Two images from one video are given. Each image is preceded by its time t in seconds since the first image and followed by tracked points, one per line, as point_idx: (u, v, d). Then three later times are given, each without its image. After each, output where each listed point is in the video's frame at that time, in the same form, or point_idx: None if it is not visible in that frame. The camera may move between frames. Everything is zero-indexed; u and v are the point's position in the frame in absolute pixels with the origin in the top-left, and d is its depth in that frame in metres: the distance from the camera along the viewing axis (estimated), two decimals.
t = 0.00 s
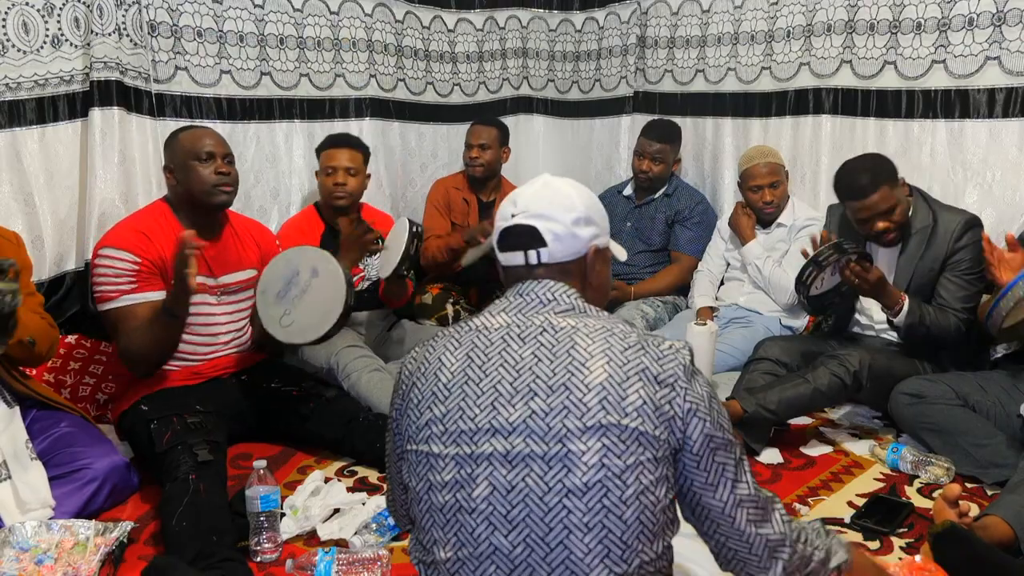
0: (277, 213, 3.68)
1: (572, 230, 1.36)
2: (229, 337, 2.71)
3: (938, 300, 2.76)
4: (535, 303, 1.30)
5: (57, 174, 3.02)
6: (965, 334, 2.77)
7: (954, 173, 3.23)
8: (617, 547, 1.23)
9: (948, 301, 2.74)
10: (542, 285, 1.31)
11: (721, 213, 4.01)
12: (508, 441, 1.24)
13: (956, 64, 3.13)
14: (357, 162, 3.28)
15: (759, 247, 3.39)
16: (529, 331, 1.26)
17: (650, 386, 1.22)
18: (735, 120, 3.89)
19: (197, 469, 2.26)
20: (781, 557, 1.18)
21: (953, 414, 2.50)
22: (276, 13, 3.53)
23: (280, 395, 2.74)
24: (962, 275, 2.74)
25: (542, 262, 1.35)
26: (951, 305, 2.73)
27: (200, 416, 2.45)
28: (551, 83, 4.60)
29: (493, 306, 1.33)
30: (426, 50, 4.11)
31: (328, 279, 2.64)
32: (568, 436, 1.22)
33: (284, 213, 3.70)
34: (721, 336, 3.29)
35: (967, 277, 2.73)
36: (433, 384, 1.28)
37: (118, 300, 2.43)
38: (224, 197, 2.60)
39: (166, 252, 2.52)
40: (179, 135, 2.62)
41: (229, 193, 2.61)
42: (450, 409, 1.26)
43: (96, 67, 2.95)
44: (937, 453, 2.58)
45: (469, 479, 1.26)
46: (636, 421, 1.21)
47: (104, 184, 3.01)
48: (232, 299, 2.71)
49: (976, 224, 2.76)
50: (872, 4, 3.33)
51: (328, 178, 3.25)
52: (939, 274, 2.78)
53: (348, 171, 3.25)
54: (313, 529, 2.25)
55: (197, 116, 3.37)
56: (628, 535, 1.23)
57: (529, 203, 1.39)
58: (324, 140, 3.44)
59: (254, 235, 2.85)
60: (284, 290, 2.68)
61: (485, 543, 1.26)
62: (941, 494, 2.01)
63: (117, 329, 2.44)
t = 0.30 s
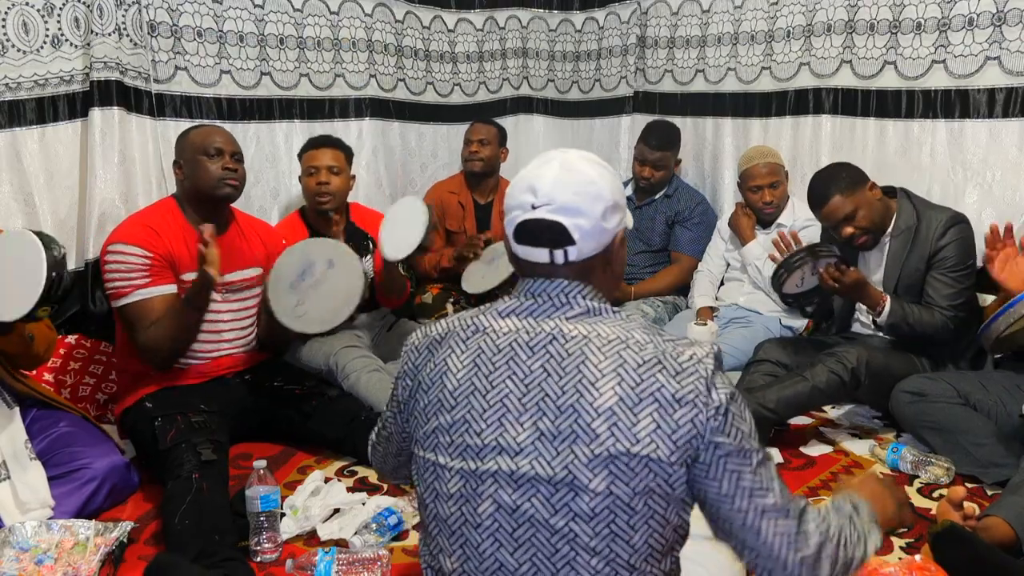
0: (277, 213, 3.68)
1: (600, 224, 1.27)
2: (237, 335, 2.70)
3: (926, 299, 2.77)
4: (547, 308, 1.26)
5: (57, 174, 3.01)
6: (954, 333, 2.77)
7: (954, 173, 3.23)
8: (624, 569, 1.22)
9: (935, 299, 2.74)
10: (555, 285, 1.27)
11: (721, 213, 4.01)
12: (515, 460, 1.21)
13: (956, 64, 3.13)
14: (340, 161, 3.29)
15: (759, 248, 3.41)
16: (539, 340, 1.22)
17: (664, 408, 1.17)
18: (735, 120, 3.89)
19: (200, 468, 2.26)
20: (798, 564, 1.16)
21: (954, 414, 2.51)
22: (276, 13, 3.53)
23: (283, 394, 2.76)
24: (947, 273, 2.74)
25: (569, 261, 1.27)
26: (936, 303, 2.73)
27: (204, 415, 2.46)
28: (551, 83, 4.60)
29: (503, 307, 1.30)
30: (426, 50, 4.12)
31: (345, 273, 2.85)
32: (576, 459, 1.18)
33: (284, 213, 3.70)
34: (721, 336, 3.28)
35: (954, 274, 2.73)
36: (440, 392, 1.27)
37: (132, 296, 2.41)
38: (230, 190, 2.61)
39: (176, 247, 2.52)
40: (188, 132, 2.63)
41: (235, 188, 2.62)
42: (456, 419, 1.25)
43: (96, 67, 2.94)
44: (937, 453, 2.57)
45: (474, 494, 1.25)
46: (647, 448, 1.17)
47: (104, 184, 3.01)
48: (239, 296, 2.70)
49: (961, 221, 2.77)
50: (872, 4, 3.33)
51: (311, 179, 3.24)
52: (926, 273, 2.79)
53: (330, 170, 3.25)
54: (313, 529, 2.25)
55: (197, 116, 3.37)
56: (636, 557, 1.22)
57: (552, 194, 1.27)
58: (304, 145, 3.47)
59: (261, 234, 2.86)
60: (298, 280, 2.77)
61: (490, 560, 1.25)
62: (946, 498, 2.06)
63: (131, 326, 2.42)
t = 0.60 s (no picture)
0: (277, 213, 3.68)
1: (637, 242, 1.22)
2: (237, 336, 2.72)
3: (921, 303, 2.78)
4: (559, 324, 1.19)
5: (57, 174, 3.01)
6: (947, 338, 2.79)
7: (954, 173, 3.23)
8: None
9: (931, 304, 2.75)
10: (574, 305, 1.20)
11: (721, 213, 4.01)
12: (503, 477, 1.17)
13: (956, 64, 3.13)
14: (345, 162, 3.29)
15: (758, 248, 3.41)
16: (547, 357, 1.16)
17: (664, 449, 1.10)
18: (735, 120, 3.89)
19: (199, 469, 2.26)
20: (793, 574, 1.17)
21: (954, 413, 2.51)
22: (276, 13, 3.53)
23: (282, 394, 2.75)
24: (945, 278, 2.75)
25: (611, 283, 1.22)
26: (930, 307, 2.75)
27: (204, 416, 2.46)
28: (551, 83, 4.60)
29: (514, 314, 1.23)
30: (426, 50, 4.12)
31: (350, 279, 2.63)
32: (566, 485, 1.13)
33: (284, 213, 3.70)
34: (721, 336, 3.28)
35: (951, 280, 2.74)
36: (440, 395, 1.23)
37: (132, 296, 2.42)
38: (227, 193, 2.59)
39: (177, 247, 2.51)
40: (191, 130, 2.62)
41: (231, 191, 2.60)
42: (451, 426, 1.21)
43: (96, 67, 2.95)
44: (938, 453, 2.57)
45: (461, 505, 1.21)
46: (637, 490, 1.10)
47: (104, 184, 3.01)
48: (239, 297, 2.70)
49: (962, 226, 2.78)
50: (872, 4, 3.33)
51: (316, 180, 3.24)
52: (924, 277, 2.79)
53: (335, 172, 3.25)
54: (313, 529, 2.25)
55: (197, 116, 3.37)
56: None
57: (591, 222, 1.18)
58: (309, 145, 3.47)
59: (261, 234, 2.84)
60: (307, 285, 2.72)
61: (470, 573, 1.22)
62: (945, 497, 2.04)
63: (130, 324, 2.44)
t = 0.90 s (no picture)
0: (277, 213, 3.68)
1: (702, 253, 1.13)
2: (230, 339, 2.71)
3: (926, 309, 2.79)
4: (595, 357, 1.06)
5: (57, 174, 3.01)
6: (948, 346, 2.79)
7: (954, 173, 3.23)
8: None
9: (934, 311, 2.76)
10: (617, 331, 1.08)
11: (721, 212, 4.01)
12: (514, 519, 1.06)
13: (956, 64, 3.13)
14: (366, 162, 3.29)
15: (759, 248, 3.41)
16: (575, 396, 1.04)
17: (688, 528, 0.97)
18: (734, 120, 3.89)
19: (197, 469, 2.26)
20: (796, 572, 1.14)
21: (953, 414, 2.51)
22: (276, 12, 3.53)
23: (281, 395, 2.75)
24: (952, 288, 2.74)
25: (670, 299, 1.13)
26: (935, 314, 2.75)
27: (200, 417, 2.46)
28: (551, 83, 4.62)
29: (546, 338, 1.09)
30: (426, 50, 4.12)
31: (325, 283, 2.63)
32: (577, 542, 1.01)
33: (284, 213, 3.70)
34: (721, 336, 3.28)
35: (960, 290, 2.73)
36: (459, 412, 1.13)
37: (123, 305, 2.42)
38: (211, 205, 2.58)
39: (166, 254, 2.52)
40: (179, 136, 2.61)
41: (218, 201, 2.59)
42: (468, 449, 1.11)
43: (96, 67, 2.95)
44: (937, 453, 2.57)
45: (470, 535, 1.11)
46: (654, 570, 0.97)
47: (104, 184, 3.01)
48: (232, 301, 2.70)
49: (977, 238, 2.75)
50: (872, 4, 3.33)
51: (336, 175, 3.25)
52: (932, 284, 2.79)
53: (357, 170, 3.26)
54: (313, 529, 2.25)
55: (197, 116, 3.37)
56: None
57: (657, 230, 1.08)
58: (332, 141, 3.48)
59: (251, 236, 2.86)
60: (284, 297, 2.68)
61: None
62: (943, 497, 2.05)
63: (123, 332, 2.42)
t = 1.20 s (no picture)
0: (277, 213, 3.68)
1: (749, 272, 1.20)
2: (226, 339, 2.72)
3: (939, 314, 2.79)
4: (647, 378, 1.17)
5: (57, 174, 3.02)
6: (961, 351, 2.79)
7: (954, 172, 3.23)
8: None
9: (949, 316, 2.76)
10: (663, 351, 1.18)
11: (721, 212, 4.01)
12: (574, 544, 1.14)
13: (956, 64, 3.13)
14: (384, 159, 3.29)
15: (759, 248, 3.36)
16: (629, 418, 1.14)
17: (765, 534, 1.07)
18: (734, 120, 3.89)
19: (194, 469, 2.26)
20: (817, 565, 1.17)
21: (953, 412, 2.51)
22: (276, 13, 3.53)
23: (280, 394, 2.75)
24: (964, 293, 2.74)
25: (717, 322, 1.20)
26: (950, 321, 2.76)
27: (196, 417, 2.46)
28: (551, 83, 4.64)
29: (592, 360, 1.19)
30: (426, 50, 4.12)
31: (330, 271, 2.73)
32: (647, 562, 1.10)
33: (284, 213, 3.70)
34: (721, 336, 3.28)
35: (973, 296, 2.73)
36: (500, 444, 1.19)
37: (111, 309, 2.43)
38: (200, 197, 2.56)
39: (154, 255, 2.52)
40: (165, 133, 2.59)
41: (205, 194, 2.57)
42: (514, 482, 1.17)
43: (96, 67, 2.95)
44: (937, 453, 2.57)
45: (518, 566, 1.18)
46: None
47: (104, 184, 3.01)
48: (225, 301, 2.71)
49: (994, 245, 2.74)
50: (872, 4, 3.32)
51: (356, 170, 3.23)
52: (946, 289, 2.79)
53: (376, 167, 3.26)
54: (313, 529, 2.25)
55: (197, 116, 3.37)
56: None
57: (707, 253, 1.14)
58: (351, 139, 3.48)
59: (246, 233, 2.84)
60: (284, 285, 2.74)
61: None
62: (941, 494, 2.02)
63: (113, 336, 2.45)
